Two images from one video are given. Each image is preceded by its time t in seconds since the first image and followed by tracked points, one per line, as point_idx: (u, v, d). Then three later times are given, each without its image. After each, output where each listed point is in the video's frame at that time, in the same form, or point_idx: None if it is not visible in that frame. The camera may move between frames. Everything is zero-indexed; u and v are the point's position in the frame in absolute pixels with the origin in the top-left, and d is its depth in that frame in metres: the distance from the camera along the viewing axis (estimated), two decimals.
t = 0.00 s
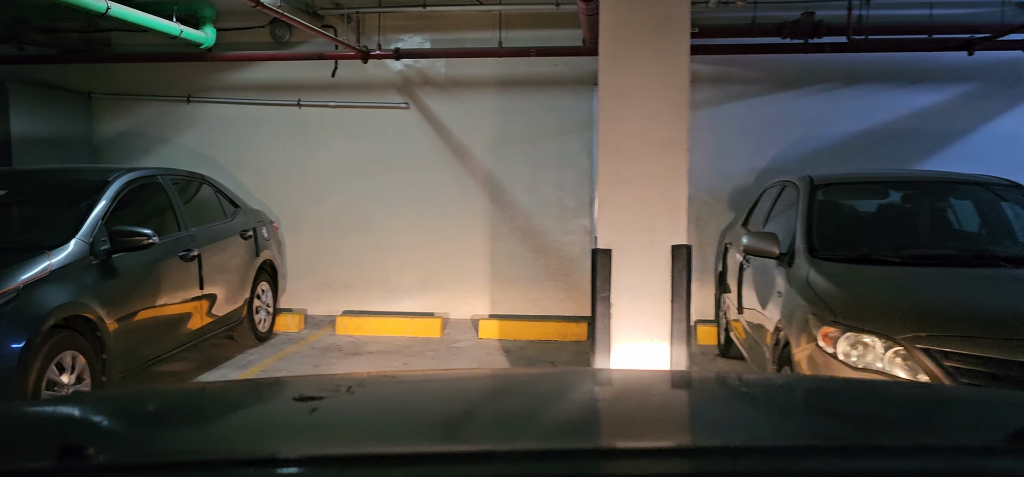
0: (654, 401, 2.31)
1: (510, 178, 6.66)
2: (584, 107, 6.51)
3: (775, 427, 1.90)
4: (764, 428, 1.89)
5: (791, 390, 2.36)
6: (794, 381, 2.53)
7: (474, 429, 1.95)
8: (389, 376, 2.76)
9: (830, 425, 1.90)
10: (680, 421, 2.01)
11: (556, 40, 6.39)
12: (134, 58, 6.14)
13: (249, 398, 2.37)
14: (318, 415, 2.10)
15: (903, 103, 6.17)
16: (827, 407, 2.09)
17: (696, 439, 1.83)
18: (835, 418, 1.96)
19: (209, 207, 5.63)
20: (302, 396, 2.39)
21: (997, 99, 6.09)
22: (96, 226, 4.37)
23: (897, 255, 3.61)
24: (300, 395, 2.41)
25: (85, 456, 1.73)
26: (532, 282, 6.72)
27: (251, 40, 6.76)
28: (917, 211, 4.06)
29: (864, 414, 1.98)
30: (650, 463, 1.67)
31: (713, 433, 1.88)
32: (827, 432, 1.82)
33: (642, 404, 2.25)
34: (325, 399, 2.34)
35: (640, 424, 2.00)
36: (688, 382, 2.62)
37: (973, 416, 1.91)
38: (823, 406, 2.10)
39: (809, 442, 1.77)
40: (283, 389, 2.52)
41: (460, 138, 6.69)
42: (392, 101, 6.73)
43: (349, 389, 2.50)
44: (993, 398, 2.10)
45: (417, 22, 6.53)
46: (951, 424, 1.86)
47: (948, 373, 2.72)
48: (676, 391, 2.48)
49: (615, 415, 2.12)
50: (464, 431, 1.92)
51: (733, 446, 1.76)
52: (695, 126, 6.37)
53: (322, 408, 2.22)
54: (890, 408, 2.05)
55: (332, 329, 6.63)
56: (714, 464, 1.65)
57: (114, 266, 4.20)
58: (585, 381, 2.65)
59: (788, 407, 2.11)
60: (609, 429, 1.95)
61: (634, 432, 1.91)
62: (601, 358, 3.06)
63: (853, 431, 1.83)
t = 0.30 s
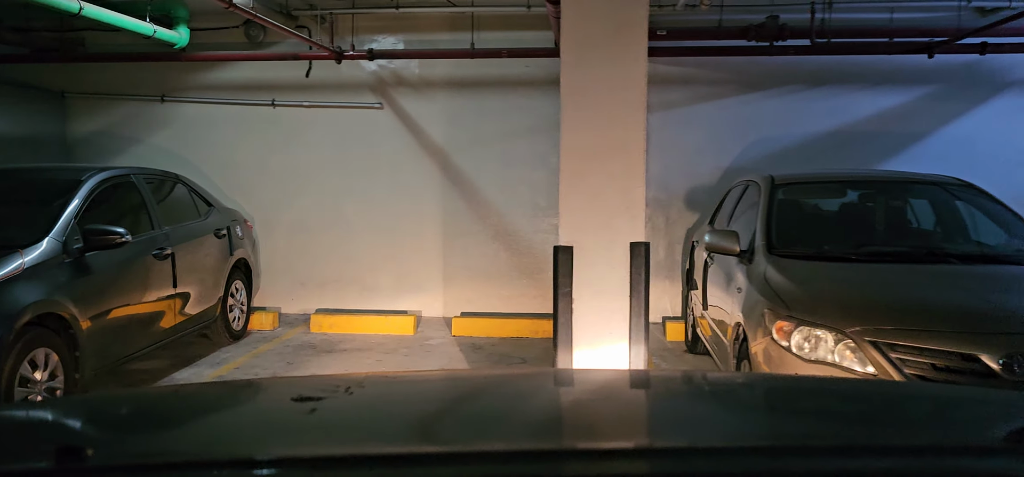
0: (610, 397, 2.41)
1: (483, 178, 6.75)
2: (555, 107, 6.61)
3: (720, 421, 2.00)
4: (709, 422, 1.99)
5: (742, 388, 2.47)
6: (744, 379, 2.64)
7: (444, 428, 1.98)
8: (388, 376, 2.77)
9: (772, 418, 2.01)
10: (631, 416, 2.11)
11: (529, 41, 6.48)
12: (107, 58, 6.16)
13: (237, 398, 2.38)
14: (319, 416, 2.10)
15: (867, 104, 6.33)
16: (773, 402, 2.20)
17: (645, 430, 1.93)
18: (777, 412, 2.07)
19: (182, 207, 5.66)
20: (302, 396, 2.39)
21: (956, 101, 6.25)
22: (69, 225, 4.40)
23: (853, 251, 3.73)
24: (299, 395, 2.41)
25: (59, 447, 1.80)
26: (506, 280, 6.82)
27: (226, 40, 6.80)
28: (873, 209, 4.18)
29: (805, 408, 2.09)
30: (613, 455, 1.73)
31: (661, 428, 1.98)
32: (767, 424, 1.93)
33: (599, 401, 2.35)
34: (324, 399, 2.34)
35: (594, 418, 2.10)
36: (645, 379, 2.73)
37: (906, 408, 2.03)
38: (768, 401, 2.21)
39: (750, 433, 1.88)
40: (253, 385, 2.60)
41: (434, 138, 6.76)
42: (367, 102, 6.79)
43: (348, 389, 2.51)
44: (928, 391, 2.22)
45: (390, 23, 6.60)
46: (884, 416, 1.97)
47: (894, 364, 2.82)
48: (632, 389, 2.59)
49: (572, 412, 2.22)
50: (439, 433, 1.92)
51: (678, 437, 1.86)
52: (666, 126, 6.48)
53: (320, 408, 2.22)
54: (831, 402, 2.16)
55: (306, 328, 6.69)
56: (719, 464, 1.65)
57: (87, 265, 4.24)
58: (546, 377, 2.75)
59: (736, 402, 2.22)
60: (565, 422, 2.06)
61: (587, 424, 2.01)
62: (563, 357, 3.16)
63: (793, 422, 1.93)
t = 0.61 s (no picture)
0: (569, 391, 2.51)
1: (456, 177, 6.83)
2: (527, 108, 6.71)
3: (668, 412, 2.10)
4: (661, 415, 2.09)
5: (697, 384, 2.57)
6: (699, 376, 2.74)
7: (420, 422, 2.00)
8: (387, 377, 2.78)
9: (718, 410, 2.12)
10: (586, 409, 2.22)
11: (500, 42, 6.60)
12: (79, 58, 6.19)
13: (229, 397, 2.35)
14: (320, 415, 2.05)
15: (831, 106, 6.48)
16: (721, 396, 2.31)
17: (602, 420, 2.03)
18: (723, 405, 2.17)
19: (157, 206, 5.70)
20: (302, 396, 2.35)
21: (917, 103, 6.42)
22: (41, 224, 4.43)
23: (809, 248, 3.85)
24: (299, 395, 2.36)
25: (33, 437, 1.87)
26: (479, 278, 6.91)
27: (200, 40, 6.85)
28: (832, 206, 4.31)
29: (751, 401, 2.19)
30: (576, 444, 1.81)
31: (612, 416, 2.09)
32: (715, 416, 2.03)
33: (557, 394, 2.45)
34: (325, 399, 2.30)
35: (552, 410, 2.20)
36: (604, 374, 2.83)
37: (847, 402, 2.14)
38: (718, 395, 2.32)
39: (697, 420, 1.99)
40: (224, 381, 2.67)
41: (407, 137, 6.84)
42: (341, 102, 6.86)
43: (348, 390, 2.47)
44: (869, 386, 2.33)
45: (364, 24, 6.68)
46: (825, 408, 2.08)
47: (842, 356, 2.93)
48: (589, 386, 2.69)
49: (530, 402, 2.31)
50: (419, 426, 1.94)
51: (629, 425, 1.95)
52: (636, 126, 6.59)
53: (320, 408, 2.18)
54: (775, 396, 2.27)
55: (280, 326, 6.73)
56: (708, 461, 1.63)
57: (60, 263, 4.28)
58: (510, 374, 2.84)
59: (686, 396, 2.33)
60: (525, 413, 2.14)
61: (543, 413, 2.10)
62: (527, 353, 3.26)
63: (738, 414, 2.03)
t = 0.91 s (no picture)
0: (530, 385, 2.62)
1: (430, 176, 6.92)
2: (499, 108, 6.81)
3: (623, 406, 2.21)
4: (615, 408, 2.20)
5: (656, 382, 2.68)
6: (658, 372, 2.86)
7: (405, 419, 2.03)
8: (388, 377, 2.70)
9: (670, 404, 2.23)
10: (544, 400, 2.32)
11: (473, 43, 6.70)
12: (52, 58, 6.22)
13: (224, 398, 2.28)
14: (318, 417, 2.01)
15: (796, 107, 6.63)
16: (675, 392, 2.42)
17: (559, 412, 2.13)
18: (676, 400, 2.27)
19: (131, 204, 5.74)
20: (301, 396, 2.30)
21: (879, 104, 6.60)
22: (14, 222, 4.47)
23: (768, 245, 3.98)
24: (298, 395, 2.31)
25: (9, 429, 1.94)
26: (451, 277, 7.01)
27: (174, 40, 6.90)
28: (792, 205, 4.46)
29: (702, 396, 2.30)
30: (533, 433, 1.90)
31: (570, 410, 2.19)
32: (667, 409, 2.13)
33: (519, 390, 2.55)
34: (326, 399, 2.26)
35: (512, 402, 2.30)
36: (566, 371, 2.94)
37: (794, 397, 2.25)
38: (671, 390, 2.42)
39: (648, 414, 2.09)
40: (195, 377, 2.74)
41: (381, 137, 6.91)
42: (315, 102, 6.92)
43: (348, 389, 2.43)
44: (817, 383, 2.45)
45: (338, 25, 6.75)
46: (772, 402, 2.19)
47: (794, 349, 3.05)
48: (550, 380, 2.80)
49: (492, 395, 2.41)
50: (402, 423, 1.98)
51: (585, 417, 2.06)
52: (606, 127, 6.71)
53: (321, 409, 2.15)
54: (726, 390, 2.38)
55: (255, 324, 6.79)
56: (681, 459, 1.66)
57: (33, 261, 4.32)
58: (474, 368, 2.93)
59: (642, 393, 2.44)
60: (486, 405, 2.24)
61: (504, 406, 2.20)
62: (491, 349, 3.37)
63: (690, 408, 2.14)
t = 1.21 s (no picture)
0: (495, 381, 2.71)
1: (404, 175, 7.00)
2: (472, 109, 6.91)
3: (580, 400, 2.31)
4: (573, 402, 2.30)
5: (615, 377, 2.78)
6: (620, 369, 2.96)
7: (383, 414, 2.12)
8: (390, 377, 2.72)
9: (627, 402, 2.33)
10: (505, 395, 2.42)
11: (446, 45, 6.80)
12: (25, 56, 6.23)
13: (218, 397, 2.32)
14: (322, 417, 2.06)
15: (762, 108, 6.78)
16: (631, 388, 2.53)
17: (520, 407, 2.23)
18: (633, 396, 2.38)
19: (104, 203, 5.78)
20: (303, 396, 2.34)
21: (843, 106, 6.76)
22: None
23: (730, 243, 4.11)
24: (299, 395, 2.35)
25: None
26: (425, 275, 7.10)
27: (149, 40, 6.93)
28: (754, 204, 4.59)
29: (657, 392, 2.41)
30: (495, 426, 1.99)
31: (533, 405, 2.29)
32: (623, 405, 2.23)
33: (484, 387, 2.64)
34: (326, 399, 2.30)
35: (476, 397, 2.39)
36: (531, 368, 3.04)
37: (745, 394, 2.36)
38: (628, 386, 2.53)
39: (605, 410, 2.20)
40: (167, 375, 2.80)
41: (355, 137, 6.98)
42: (290, 101, 6.98)
43: (349, 389, 2.46)
44: (768, 380, 2.57)
45: (313, 25, 6.82)
46: (723, 398, 2.30)
47: (749, 341, 3.17)
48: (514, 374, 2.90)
49: (456, 391, 2.51)
50: (376, 417, 2.08)
51: (542, 411, 2.16)
52: (577, 127, 6.83)
53: (322, 409, 2.19)
54: (681, 387, 2.49)
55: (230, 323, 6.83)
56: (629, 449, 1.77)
57: (7, 259, 4.36)
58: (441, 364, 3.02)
59: (600, 388, 2.54)
60: (451, 399, 2.33)
61: (468, 401, 2.30)
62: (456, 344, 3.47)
63: (643, 403, 2.25)
